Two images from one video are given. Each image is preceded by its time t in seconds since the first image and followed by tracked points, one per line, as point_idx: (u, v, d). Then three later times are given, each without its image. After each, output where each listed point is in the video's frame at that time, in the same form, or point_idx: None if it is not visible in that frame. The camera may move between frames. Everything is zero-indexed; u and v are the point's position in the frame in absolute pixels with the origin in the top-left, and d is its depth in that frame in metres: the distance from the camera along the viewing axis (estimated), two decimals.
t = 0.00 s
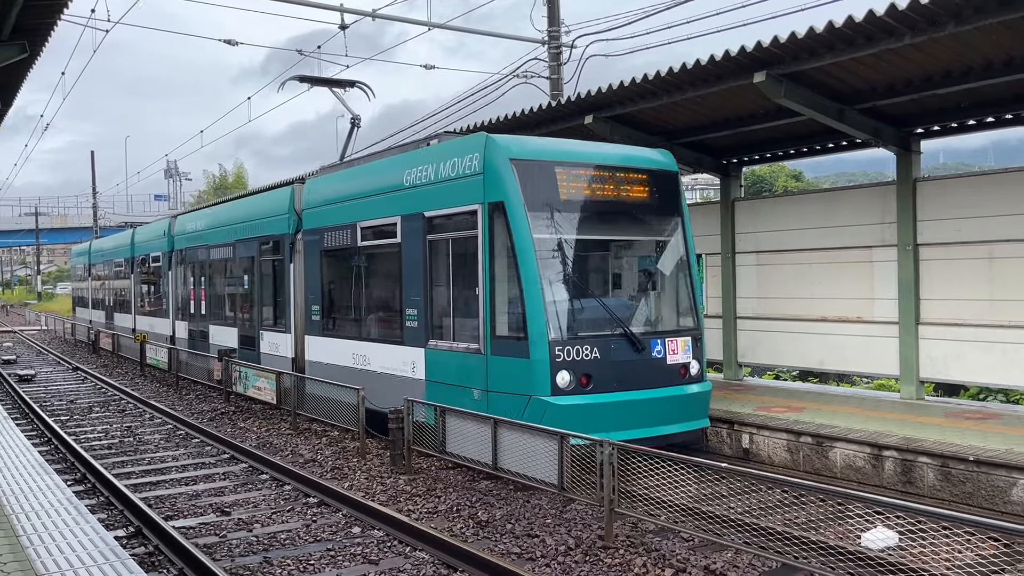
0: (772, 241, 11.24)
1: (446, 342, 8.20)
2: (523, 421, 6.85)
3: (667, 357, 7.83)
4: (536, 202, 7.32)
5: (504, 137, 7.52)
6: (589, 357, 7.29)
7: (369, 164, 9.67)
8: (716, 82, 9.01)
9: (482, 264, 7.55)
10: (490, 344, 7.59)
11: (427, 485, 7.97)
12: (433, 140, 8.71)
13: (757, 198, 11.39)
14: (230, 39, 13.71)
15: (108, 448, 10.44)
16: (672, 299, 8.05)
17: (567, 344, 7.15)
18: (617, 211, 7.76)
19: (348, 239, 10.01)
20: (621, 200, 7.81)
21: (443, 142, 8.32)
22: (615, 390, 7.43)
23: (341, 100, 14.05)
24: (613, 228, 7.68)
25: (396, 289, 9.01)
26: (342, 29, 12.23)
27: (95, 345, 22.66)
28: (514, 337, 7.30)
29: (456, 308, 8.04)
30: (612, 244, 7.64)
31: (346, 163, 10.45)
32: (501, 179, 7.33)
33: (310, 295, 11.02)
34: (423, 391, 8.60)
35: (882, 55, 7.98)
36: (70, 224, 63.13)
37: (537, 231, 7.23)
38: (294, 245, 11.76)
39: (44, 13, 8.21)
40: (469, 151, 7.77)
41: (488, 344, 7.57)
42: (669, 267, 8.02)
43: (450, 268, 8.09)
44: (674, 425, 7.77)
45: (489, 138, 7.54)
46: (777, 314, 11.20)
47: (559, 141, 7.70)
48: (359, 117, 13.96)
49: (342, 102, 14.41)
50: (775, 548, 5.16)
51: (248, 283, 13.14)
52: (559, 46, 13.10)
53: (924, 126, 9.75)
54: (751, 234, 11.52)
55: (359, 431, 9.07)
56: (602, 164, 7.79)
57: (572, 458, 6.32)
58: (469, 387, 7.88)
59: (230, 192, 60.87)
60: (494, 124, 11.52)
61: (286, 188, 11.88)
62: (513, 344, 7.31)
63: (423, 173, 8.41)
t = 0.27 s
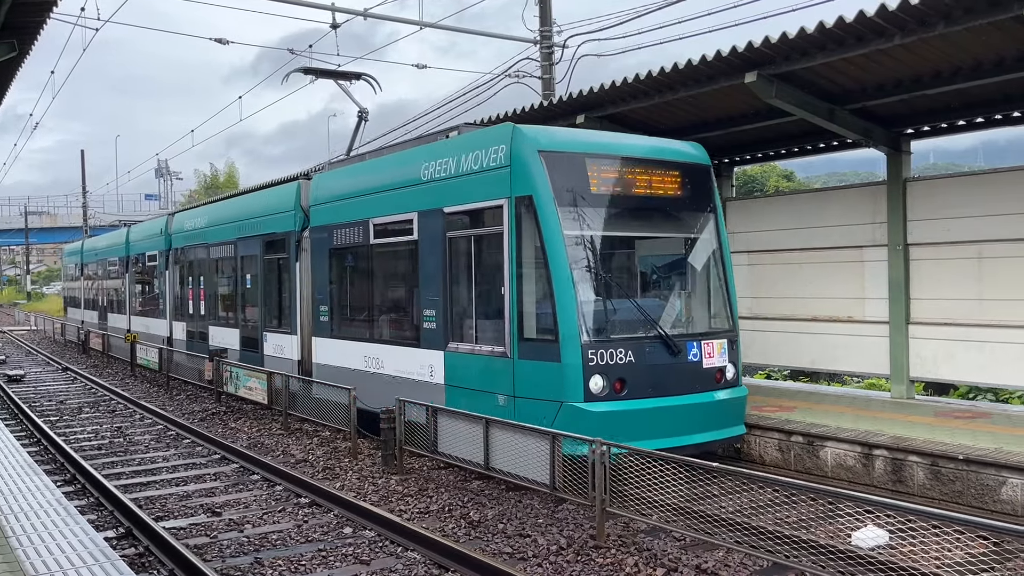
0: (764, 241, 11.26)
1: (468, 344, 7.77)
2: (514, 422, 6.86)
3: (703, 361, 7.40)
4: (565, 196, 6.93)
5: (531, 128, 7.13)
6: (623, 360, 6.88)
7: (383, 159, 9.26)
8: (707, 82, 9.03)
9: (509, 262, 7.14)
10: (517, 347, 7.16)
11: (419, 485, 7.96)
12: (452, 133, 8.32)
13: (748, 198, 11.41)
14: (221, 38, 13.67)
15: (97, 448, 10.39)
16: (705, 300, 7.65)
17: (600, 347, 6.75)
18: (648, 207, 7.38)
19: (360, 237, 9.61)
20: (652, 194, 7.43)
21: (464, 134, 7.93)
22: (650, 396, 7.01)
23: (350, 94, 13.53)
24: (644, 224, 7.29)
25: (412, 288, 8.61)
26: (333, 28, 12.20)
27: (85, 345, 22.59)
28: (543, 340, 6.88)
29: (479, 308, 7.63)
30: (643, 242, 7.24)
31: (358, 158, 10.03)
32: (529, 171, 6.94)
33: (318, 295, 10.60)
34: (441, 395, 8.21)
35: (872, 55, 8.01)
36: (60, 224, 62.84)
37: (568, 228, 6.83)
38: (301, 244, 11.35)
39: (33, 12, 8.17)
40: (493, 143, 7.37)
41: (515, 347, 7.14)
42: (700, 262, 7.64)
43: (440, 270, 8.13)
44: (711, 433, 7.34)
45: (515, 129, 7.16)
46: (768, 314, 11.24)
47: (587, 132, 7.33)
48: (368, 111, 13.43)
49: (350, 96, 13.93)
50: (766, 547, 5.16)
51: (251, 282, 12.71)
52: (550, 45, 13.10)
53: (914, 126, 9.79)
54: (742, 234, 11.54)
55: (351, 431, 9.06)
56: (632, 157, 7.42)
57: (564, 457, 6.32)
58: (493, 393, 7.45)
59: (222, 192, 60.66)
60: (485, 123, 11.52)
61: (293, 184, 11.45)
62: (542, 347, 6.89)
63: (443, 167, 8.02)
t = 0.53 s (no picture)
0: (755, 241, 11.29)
1: (488, 347, 7.38)
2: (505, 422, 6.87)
3: (738, 365, 7.00)
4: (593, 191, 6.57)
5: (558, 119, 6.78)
6: (656, 364, 6.51)
7: (396, 153, 8.87)
8: (699, 82, 9.04)
9: (534, 261, 6.75)
10: (542, 350, 6.78)
11: (410, 485, 7.95)
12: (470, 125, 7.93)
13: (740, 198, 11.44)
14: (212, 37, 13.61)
15: (87, 449, 10.34)
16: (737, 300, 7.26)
17: (632, 350, 6.39)
18: (680, 202, 6.99)
19: (369, 234, 9.19)
20: (684, 187, 7.04)
21: (484, 127, 7.55)
22: (684, 403, 6.62)
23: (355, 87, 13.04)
24: (675, 221, 6.92)
25: (428, 288, 8.19)
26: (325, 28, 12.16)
27: (75, 345, 22.52)
28: (572, 342, 6.51)
29: (499, 309, 7.24)
30: (673, 240, 6.85)
31: (367, 152, 9.62)
32: (557, 164, 6.58)
33: (325, 295, 10.14)
34: (460, 401, 7.78)
35: (863, 56, 8.04)
36: (50, 223, 62.53)
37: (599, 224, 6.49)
38: (305, 242, 10.86)
39: (23, 10, 8.13)
40: (518, 136, 7.00)
41: (540, 351, 6.75)
42: (730, 259, 7.26)
43: (429, 270, 8.18)
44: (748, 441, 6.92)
45: (541, 121, 6.80)
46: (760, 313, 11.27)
47: (616, 125, 6.97)
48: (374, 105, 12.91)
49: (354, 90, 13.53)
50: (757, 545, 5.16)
51: (253, 282, 12.25)
52: (542, 45, 13.10)
53: (904, 126, 9.84)
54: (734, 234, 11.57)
55: (343, 431, 9.05)
56: (663, 149, 7.03)
57: (555, 457, 6.31)
58: (516, 399, 7.06)
59: (213, 191, 60.44)
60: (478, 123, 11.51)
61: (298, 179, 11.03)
62: (570, 350, 6.52)
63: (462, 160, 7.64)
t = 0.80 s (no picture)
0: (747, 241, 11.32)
1: (507, 349, 7.04)
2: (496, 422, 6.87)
3: (769, 368, 6.70)
4: (622, 186, 6.26)
5: (583, 111, 6.47)
6: (687, 367, 6.21)
7: (408, 148, 8.52)
8: (691, 82, 9.06)
9: (557, 259, 6.44)
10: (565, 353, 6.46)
11: (402, 485, 7.94)
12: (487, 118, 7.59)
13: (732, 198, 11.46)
14: (203, 36, 13.58)
15: (76, 450, 10.29)
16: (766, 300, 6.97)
17: (662, 353, 6.09)
18: (709, 198, 6.68)
19: (378, 232, 8.85)
20: (713, 183, 6.72)
21: (503, 120, 7.21)
22: (715, 408, 6.32)
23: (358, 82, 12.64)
24: (705, 217, 6.60)
25: (441, 288, 7.86)
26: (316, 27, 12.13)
27: (65, 345, 22.44)
28: (598, 345, 6.20)
29: (518, 309, 6.93)
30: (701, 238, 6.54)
31: (377, 148, 9.26)
32: (583, 158, 6.26)
33: (331, 296, 9.76)
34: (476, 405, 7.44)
35: (853, 57, 8.08)
36: (40, 223, 62.23)
37: (626, 220, 6.19)
38: (310, 241, 10.49)
39: (12, 9, 8.10)
40: (539, 128, 6.70)
41: (563, 354, 6.44)
42: (758, 256, 6.96)
43: (421, 271, 8.18)
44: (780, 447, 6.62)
45: (565, 113, 6.49)
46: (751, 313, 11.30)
47: (644, 117, 6.65)
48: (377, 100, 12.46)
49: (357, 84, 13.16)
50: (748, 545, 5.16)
51: (254, 283, 11.90)
52: (534, 45, 13.11)
53: (894, 127, 9.89)
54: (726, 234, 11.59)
55: (334, 431, 9.03)
56: (693, 144, 6.72)
57: (547, 457, 6.31)
58: (537, 404, 6.73)
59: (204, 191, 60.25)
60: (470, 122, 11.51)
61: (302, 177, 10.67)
62: (597, 352, 6.21)
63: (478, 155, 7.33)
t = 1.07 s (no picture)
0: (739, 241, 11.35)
1: (522, 351, 6.72)
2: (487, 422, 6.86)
3: (797, 371, 6.38)
4: (647, 182, 5.94)
5: (605, 103, 6.13)
6: (715, 370, 5.91)
7: (416, 143, 8.17)
8: (683, 82, 9.08)
9: (577, 258, 6.09)
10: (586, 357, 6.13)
11: (394, 485, 7.93)
12: (500, 112, 7.25)
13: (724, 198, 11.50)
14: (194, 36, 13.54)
15: (67, 450, 10.24)
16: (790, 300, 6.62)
17: (690, 356, 5.79)
18: (736, 193, 6.37)
19: (384, 230, 8.49)
20: (738, 179, 6.38)
21: (518, 113, 6.87)
22: (744, 412, 6.03)
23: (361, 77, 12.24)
24: (731, 214, 6.28)
25: (452, 287, 7.54)
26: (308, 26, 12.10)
27: (55, 345, 22.37)
28: (621, 348, 5.88)
29: (535, 310, 6.60)
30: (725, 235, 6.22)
31: (383, 143, 8.91)
32: (605, 152, 5.93)
33: (336, 296, 9.45)
34: (490, 410, 7.12)
35: (845, 58, 8.11)
36: (30, 222, 61.94)
37: (651, 217, 5.87)
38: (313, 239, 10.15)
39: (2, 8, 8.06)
40: (560, 122, 6.34)
41: (584, 358, 6.11)
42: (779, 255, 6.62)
43: (413, 271, 8.12)
44: (808, 453, 6.30)
45: (587, 105, 6.15)
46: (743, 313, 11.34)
47: (668, 110, 6.32)
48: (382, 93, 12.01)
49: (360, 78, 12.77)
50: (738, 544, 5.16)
51: (254, 282, 11.58)
52: (527, 45, 13.11)
53: (884, 128, 9.93)
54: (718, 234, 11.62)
55: (326, 431, 9.02)
56: (719, 138, 6.38)
57: (540, 456, 6.31)
58: (556, 408, 6.40)
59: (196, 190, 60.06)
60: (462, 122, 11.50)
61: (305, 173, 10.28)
62: (620, 356, 5.88)
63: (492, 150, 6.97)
